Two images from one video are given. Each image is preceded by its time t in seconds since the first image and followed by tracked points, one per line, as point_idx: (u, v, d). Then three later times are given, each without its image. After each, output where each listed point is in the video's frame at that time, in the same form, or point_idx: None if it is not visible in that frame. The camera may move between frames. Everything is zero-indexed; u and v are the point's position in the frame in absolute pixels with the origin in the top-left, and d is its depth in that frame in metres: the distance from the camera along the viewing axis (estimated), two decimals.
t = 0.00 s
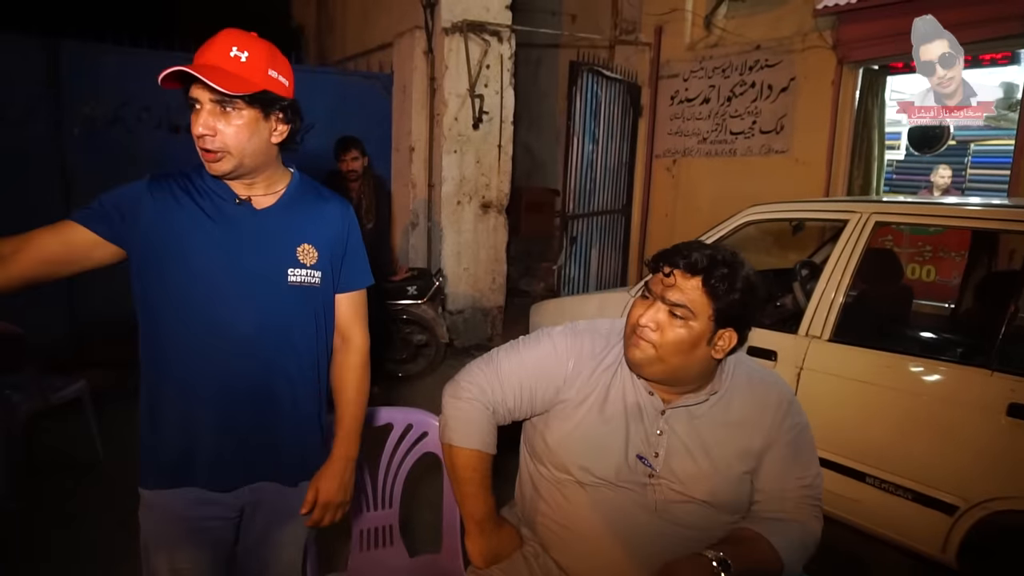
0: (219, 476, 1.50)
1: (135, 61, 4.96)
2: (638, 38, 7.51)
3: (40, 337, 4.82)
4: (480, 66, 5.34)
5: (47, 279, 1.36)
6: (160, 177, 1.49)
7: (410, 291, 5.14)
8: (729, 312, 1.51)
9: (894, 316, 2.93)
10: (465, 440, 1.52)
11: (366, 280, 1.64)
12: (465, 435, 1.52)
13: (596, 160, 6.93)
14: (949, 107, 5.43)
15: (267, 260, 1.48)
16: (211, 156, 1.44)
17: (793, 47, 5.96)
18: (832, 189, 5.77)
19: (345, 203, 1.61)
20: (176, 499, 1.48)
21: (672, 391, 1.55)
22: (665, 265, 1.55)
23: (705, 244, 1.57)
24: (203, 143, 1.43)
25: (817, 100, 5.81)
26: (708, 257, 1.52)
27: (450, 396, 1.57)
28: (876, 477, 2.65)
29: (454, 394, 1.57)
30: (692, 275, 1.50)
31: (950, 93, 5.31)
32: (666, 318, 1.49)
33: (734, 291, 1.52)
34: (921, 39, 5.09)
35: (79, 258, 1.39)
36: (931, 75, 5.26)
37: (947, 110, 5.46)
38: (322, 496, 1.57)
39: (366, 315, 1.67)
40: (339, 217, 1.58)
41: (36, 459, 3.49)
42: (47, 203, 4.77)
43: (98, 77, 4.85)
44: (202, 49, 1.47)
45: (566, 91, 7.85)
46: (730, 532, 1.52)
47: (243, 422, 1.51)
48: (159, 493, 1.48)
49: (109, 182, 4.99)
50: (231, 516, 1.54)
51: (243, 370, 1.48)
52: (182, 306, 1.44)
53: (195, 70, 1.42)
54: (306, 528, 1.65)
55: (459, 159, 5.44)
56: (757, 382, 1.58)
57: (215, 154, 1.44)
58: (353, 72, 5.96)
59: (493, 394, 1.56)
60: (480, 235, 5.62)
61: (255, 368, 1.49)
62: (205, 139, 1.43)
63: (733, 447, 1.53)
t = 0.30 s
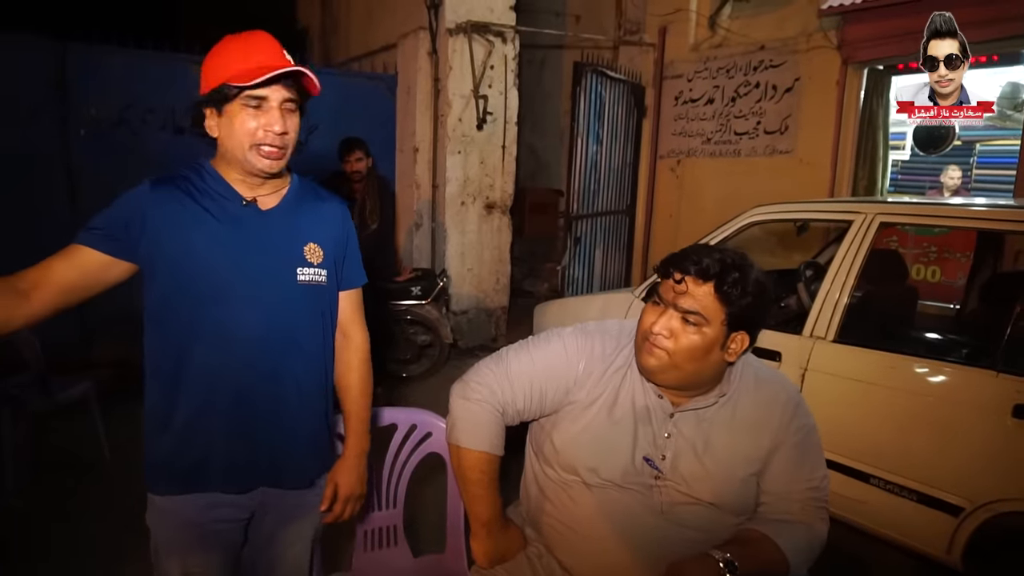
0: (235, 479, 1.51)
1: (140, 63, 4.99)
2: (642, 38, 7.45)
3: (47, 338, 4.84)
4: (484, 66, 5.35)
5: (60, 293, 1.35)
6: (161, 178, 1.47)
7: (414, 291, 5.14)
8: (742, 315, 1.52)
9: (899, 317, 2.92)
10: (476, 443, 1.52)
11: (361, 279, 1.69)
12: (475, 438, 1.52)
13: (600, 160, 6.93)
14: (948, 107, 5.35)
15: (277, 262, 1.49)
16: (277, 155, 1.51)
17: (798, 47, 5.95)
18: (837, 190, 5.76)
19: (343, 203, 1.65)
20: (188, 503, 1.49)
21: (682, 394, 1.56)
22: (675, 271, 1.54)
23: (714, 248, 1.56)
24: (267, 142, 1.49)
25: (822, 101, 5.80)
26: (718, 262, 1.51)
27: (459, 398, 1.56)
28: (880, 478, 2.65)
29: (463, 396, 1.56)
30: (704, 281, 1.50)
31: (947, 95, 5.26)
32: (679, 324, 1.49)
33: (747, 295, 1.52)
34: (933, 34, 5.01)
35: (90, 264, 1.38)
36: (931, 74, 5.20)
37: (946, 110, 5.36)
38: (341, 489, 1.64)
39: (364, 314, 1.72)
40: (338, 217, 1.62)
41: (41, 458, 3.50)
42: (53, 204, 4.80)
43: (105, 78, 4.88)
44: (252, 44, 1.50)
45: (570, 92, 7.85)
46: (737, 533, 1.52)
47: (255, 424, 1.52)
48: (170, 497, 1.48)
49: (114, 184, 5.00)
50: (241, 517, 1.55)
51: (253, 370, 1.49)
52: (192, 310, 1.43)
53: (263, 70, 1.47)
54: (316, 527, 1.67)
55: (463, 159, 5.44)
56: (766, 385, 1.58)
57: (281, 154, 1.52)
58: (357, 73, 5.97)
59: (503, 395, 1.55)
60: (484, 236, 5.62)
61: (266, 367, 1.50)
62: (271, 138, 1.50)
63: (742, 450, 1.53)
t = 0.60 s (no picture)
0: (247, 474, 1.52)
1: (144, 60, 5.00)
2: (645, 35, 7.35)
3: (51, 334, 4.86)
4: (487, 63, 5.35)
5: (58, 291, 1.31)
6: (161, 173, 1.45)
7: (417, 288, 5.16)
8: (749, 315, 1.53)
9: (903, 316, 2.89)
10: (483, 438, 1.52)
11: (350, 275, 1.75)
12: (482, 434, 1.52)
13: (603, 158, 6.93)
14: (948, 107, 5.31)
15: (282, 257, 1.51)
16: (298, 158, 1.55)
17: (802, 44, 5.93)
18: (840, 187, 5.74)
19: (336, 199, 1.69)
20: (199, 502, 1.49)
21: (689, 390, 1.55)
22: (681, 270, 1.54)
23: (719, 247, 1.56)
24: (295, 146, 1.53)
25: (826, 98, 5.79)
26: (724, 261, 1.51)
27: (464, 394, 1.56)
28: (884, 476, 2.65)
29: (469, 393, 1.56)
30: (711, 280, 1.50)
31: (947, 94, 5.25)
32: (686, 323, 1.49)
33: (754, 294, 1.52)
34: (933, 34, 5.04)
35: (86, 256, 1.34)
36: (931, 74, 5.22)
37: (945, 110, 5.33)
38: (343, 477, 1.69)
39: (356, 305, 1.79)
40: (332, 210, 1.66)
41: (46, 454, 3.52)
42: (57, 201, 4.81)
43: (109, 76, 4.89)
44: (280, 45, 1.52)
45: (573, 89, 7.84)
46: (743, 531, 1.52)
47: (263, 419, 1.52)
48: (179, 496, 1.47)
49: (118, 182, 5.01)
50: (250, 513, 1.55)
51: (264, 365, 1.50)
52: (199, 306, 1.43)
53: (302, 74, 1.50)
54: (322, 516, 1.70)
55: (467, 156, 5.44)
56: (771, 382, 1.58)
57: (301, 157, 1.55)
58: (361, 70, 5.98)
59: (509, 391, 1.55)
60: (487, 233, 5.62)
61: (276, 362, 1.52)
62: (299, 141, 1.53)
63: (748, 446, 1.53)
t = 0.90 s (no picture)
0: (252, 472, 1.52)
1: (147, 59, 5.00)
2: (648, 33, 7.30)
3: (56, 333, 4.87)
4: (490, 62, 5.35)
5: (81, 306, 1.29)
6: (157, 172, 1.44)
7: (420, 287, 5.17)
8: (750, 308, 1.52)
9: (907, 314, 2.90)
10: (485, 433, 1.52)
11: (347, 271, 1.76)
12: (485, 429, 1.52)
13: (606, 156, 6.92)
14: (948, 108, 5.39)
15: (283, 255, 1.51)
16: (297, 156, 1.55)
17: (806, 42, 5.91)
18: (844, 185, 5.72)
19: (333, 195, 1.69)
20: (203, 500, 1.49)
21: (689, 384, 1.55)
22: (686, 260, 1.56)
23: (724, 240, 1.57)
24: (294, 143, 1.52)
25: (829, 96, 5.77)
26: (728, 252, 1.53)
27: (467, 389, 1.57)
28: (887, 475, 2.64)
29: (471, 387, 1.56)
30: (714, 270, 1.51)
31: (948, 95, 5.31)
32: (684, 311, 1.49)
33: (756, 286, 1.53)
34: (933, 34, 5.03)
35: (99, 269, 1.31)
36: (931, 74, 5.24)
37: (945, 111, 5.41)
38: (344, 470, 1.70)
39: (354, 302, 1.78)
40: (329, 206, 1.67)
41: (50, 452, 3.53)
42: (61, 199, 4.82)
43: (112, 74, 4.89)
44: (281, 44, 1.52)
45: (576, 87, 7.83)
46: (746, 528, 1.51)
47: (268, 416, 1.53)
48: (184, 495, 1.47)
49: (121, 181, 5.02)
50: (254, 510, 1.56)
51: (267, 364, 1.51)
52: (202, 306, 1.43)
53: (302, 73, 1.50)
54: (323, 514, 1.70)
55: (469, 155, 5.43)
56: (773, 378, 1.57)
57: (300, 155, 1.55)
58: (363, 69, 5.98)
59: (512, 389, 1.55)
60: (490, 231, 5.63)
61: (278, 361, 1.53)
62: (298, 139, 1.53)
63: (750, 442, 1.53)
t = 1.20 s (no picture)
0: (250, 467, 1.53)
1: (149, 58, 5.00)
2: (650, 32, 7.35)
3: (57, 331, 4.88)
4: (492, 60, 5.35)
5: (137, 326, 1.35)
6: (150, 176, 1.42)
7: (421, 286, 5.15)
8: (750, 304, 1.52)
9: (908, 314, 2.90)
10: (486, 432, 1.52)
11: (344, 264, 1.77)
12: (485, 428, 1.52)
13: (607, 155, 6.92)
14: (948, 107, 5.38)
15: (281, 253, 1.53)
16: (289, 153, 1.54)
17: (808, 41, 5.91)
18: (846, 184, 5.71)
19: (325, 190, 1.71)
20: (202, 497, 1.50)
21: (688, 382, 1.56)
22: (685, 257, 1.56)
23: (722, 238, 1.57)
24: (286, 140, 1.52)
25: (831, 95, 5.76)
26: (726, 249, 1.53)
27: (468, 387, 1.57)
28: (889, 474, 2.64)
29: (472, 385, 1.57)
30: (713, 267, 1.51)
31: (947, 94, 5.30)
32: (682, 307, 1.50)
33: (754, 283, 1.53)
34: (933, 34, 5.01)
35: (146, 296, 1.35)
36: (931, 74, 5.23)
37: (945, 111, 5.40)
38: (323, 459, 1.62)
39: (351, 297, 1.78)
40: (322, 200, 1.68)
41: (51, 449, 3.53)
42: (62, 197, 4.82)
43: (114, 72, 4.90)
44: (272, 41, 1.53)
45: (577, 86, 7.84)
46: (747, 526, 1.51)
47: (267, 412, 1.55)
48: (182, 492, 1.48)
49: (123, 179, 5.03)
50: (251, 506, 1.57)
51: (264, 363, 1.52)
52: (204, 308, 1.43)
53: (292, 70, 1.50)
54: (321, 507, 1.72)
55: (471, 154, 5.43)
56: (774, 376, 1.57)
57: (293, 152, 1.55)
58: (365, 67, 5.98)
59: (513, 388, 1.56)
60: (491, 230, 5.62)
61: (272, 359, 1.54)
62: (289, 136, 1.53)
63: (750, 440, 1.53)
